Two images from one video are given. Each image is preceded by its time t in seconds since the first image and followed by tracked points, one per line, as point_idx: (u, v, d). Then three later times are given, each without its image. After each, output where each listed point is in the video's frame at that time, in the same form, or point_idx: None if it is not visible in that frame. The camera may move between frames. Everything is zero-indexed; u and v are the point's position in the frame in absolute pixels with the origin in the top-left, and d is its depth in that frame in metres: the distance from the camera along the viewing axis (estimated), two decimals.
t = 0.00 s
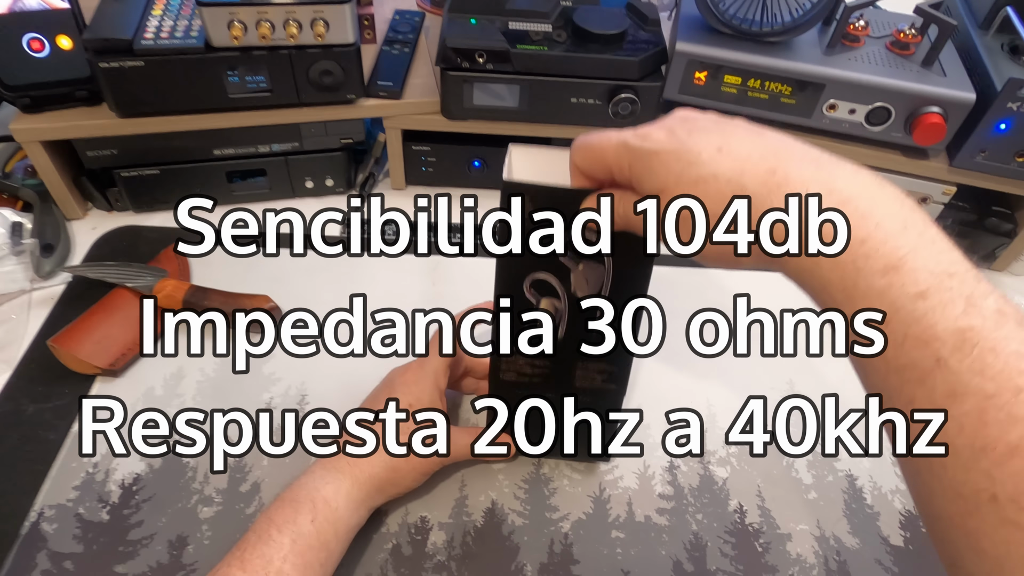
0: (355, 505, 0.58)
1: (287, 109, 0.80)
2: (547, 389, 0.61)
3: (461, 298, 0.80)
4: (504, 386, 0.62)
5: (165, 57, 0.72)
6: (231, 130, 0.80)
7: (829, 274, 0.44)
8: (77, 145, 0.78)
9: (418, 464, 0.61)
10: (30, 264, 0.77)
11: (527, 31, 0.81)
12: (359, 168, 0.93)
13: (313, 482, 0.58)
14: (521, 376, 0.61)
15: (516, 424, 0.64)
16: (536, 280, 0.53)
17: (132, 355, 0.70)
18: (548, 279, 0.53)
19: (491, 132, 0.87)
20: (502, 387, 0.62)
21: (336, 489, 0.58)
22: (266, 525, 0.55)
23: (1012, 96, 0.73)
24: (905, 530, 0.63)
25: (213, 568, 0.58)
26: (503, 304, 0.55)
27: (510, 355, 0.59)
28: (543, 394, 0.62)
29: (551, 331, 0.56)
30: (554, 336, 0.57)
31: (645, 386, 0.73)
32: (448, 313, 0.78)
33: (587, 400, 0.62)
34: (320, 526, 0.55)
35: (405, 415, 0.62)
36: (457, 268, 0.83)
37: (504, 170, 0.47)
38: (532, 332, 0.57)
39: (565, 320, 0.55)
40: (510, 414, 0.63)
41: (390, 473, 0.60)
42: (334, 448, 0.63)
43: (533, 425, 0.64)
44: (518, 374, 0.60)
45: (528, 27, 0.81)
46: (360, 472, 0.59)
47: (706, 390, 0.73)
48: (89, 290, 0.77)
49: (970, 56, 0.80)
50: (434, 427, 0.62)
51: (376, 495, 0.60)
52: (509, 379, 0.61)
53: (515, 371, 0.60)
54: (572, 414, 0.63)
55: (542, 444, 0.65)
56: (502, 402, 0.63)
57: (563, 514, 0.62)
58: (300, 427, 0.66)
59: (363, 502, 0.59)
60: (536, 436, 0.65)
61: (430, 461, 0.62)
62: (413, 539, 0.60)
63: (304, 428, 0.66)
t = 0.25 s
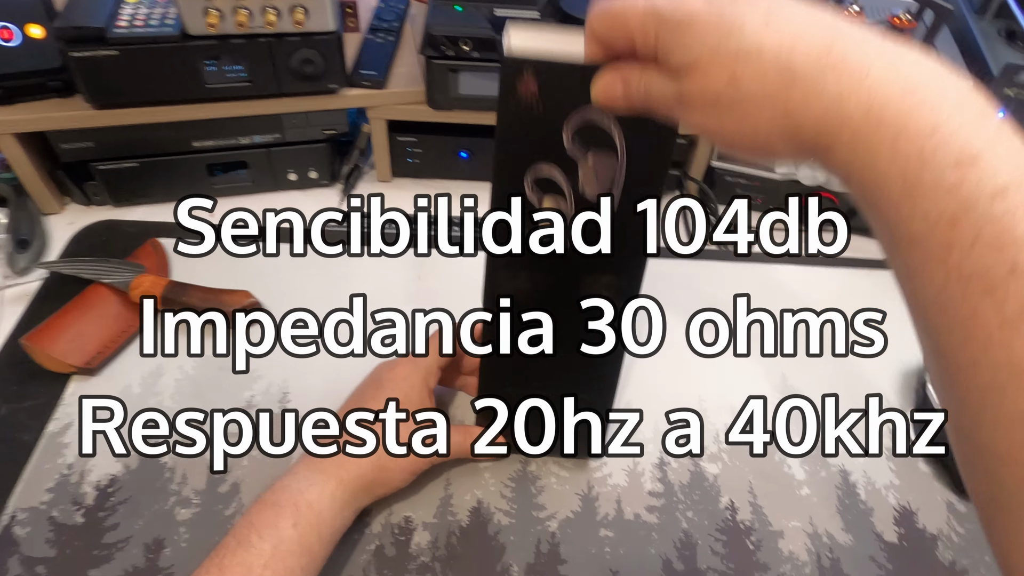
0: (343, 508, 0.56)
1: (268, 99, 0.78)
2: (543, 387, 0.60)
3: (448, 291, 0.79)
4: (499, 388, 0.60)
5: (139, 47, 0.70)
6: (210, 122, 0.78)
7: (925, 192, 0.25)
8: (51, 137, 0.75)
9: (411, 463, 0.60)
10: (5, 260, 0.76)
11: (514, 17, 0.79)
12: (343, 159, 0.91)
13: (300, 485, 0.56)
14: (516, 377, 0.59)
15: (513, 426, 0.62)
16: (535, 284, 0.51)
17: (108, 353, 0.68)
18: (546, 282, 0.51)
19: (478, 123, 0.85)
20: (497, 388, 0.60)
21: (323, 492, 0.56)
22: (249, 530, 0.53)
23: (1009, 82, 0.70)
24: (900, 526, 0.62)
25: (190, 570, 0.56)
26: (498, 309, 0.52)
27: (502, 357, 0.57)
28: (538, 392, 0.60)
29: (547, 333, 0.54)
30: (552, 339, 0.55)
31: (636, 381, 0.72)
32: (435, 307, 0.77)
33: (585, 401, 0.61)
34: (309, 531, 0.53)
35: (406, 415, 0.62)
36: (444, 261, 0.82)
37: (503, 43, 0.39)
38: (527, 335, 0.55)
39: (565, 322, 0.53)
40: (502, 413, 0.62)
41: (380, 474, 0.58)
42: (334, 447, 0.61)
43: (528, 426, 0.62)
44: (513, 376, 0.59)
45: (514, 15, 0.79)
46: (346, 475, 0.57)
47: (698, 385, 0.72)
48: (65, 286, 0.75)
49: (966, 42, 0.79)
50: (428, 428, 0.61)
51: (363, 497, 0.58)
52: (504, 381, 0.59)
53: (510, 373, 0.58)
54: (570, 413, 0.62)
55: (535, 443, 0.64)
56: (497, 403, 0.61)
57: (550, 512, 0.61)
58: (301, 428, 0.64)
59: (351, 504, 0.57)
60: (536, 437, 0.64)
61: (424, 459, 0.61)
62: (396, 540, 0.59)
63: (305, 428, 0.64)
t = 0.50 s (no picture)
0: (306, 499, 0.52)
1: (234, 95, 0.76)
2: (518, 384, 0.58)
3: (423, 288, 0.77)
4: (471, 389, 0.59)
5: (98, 43, 0.68)
6: (176, 119, 0.76)
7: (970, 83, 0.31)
8: (12, 137, 0.73)
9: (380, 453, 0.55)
10: None
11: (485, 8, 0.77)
12: (315, 156, 0.89)
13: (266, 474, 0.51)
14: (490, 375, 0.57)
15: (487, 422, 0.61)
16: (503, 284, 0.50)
17: (71, 358, 0.67)
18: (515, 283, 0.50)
19: (452, 116, 0.83)
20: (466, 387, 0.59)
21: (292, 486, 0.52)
22: (208, 525, 0.49)
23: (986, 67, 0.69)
24: (879, 520, 0.61)
25: None
26: (466, 314, 0.52)
27: (472, 356, 0.56)
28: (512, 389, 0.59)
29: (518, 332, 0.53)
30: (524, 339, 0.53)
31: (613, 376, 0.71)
32: (410, 305, 0.75)
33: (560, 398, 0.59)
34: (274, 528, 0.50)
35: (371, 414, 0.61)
36: (418, 257, 0.80)
37: None
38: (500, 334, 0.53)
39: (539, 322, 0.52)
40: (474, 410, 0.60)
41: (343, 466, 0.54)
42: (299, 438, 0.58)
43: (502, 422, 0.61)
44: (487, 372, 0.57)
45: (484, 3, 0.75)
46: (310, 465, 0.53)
47: (676, 379, 0.71)
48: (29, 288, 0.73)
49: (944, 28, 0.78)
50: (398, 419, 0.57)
51: (326, 487, 0.54)
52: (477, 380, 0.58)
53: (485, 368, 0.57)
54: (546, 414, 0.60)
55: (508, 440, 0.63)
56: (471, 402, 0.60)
57: (524, 513, 0.60)
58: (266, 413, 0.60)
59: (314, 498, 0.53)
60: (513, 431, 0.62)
61: (394, 449, 0.56)
62: (366, 544, 0.57)
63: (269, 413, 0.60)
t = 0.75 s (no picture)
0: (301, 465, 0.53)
1: (230, 100, 0.76)
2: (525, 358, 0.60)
3: (421, 293, 0.77)
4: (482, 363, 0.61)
5: (93, 49, 0.68)
6: (172, 125, 0.76)
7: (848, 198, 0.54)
8: (7, 143, 0.73)
9: (376, 420, 0.55)
10: None
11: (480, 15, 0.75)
12: (313, 160, 0.89)
13: (261, 442, 0.52)
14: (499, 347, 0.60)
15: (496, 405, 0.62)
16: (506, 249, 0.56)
17: (67, 365, 0.67)
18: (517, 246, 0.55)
19: (449, 121, 0.83)
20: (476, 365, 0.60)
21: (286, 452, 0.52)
22: (207, 490, 0.49)
23: (984, 72, 0.69)
24: (878, 525, 0.61)
25: None
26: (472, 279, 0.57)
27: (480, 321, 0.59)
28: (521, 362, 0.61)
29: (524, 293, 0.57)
30: (529, 299, 0.58)
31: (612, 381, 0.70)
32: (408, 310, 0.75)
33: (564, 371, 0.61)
34: (272, 493, 0.51)
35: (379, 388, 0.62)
36: (416, 262, 0.80)
37: None
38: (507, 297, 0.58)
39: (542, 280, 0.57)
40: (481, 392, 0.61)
41: (339, 431, 0.54)
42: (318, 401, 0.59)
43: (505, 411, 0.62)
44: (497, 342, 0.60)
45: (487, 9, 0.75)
46: (303, 428, 0.53)
47: (674, 384, 0.70)
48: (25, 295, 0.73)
49: (941, 32, 0.77)
50: (394, 388, 0.57)
51: (324, 454, 0.54)
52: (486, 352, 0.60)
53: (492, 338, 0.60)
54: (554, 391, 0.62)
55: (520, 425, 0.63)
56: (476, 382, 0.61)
57: (522, 520, 0.60)
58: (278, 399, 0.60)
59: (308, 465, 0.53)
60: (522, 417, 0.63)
61: (391, 418, 0.56)
62: (363, 552, 0.57)
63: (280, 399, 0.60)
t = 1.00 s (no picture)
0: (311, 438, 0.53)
1: (236, 109, 0.75)
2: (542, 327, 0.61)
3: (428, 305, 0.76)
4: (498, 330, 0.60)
5: (98, 56, 0.67)
6: (178, 134, 0.76)
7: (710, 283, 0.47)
8: (11, 151, 0.72)
9: (382, 390, 0.55)
10: None
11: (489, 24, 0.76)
12: (319, 169, 0.88)
13: (270, 422, 0.53)
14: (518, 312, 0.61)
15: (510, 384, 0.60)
16: (526, 211, 0.61)
17: (70, 377, 0.66)
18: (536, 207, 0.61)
19: (457, 130, 0.82)
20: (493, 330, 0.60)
21: (294, 427, 0.52)
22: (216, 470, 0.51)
23: (1001, 85, 0.68)
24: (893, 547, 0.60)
25: None
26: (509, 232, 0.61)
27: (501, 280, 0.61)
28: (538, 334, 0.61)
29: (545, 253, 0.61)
30: (548, 258, 0.61)
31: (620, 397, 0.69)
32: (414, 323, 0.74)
33: (586, 347, 0.61)
34: (280, 470, 0.51)
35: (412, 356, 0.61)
36: (423, 272, 0.79)
37: None
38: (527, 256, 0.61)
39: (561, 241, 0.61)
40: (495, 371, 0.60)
41: (347, 404, 0.54)
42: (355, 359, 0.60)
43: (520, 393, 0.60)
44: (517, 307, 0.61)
45: (494, 18, 0.76)
46: (304, 404, 0.54)
47: (685, 399, 0.69)
48: (28, 304, 0.72)
49: (956, 44, 0.77)
50: (402, 361, 0.56)
51: (333, 427, 0.54)
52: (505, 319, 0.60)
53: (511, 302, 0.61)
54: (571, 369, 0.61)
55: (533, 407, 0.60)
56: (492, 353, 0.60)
57: (530, 539, 0.59)
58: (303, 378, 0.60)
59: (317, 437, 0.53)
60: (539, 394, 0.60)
61: (397, 388, 0.55)
62: (370, 571, 0.56)
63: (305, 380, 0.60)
